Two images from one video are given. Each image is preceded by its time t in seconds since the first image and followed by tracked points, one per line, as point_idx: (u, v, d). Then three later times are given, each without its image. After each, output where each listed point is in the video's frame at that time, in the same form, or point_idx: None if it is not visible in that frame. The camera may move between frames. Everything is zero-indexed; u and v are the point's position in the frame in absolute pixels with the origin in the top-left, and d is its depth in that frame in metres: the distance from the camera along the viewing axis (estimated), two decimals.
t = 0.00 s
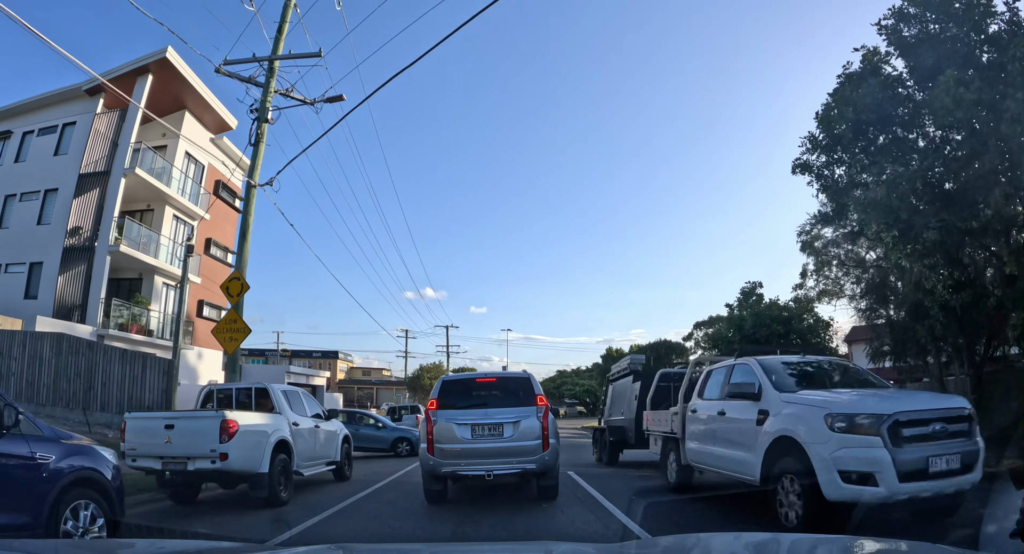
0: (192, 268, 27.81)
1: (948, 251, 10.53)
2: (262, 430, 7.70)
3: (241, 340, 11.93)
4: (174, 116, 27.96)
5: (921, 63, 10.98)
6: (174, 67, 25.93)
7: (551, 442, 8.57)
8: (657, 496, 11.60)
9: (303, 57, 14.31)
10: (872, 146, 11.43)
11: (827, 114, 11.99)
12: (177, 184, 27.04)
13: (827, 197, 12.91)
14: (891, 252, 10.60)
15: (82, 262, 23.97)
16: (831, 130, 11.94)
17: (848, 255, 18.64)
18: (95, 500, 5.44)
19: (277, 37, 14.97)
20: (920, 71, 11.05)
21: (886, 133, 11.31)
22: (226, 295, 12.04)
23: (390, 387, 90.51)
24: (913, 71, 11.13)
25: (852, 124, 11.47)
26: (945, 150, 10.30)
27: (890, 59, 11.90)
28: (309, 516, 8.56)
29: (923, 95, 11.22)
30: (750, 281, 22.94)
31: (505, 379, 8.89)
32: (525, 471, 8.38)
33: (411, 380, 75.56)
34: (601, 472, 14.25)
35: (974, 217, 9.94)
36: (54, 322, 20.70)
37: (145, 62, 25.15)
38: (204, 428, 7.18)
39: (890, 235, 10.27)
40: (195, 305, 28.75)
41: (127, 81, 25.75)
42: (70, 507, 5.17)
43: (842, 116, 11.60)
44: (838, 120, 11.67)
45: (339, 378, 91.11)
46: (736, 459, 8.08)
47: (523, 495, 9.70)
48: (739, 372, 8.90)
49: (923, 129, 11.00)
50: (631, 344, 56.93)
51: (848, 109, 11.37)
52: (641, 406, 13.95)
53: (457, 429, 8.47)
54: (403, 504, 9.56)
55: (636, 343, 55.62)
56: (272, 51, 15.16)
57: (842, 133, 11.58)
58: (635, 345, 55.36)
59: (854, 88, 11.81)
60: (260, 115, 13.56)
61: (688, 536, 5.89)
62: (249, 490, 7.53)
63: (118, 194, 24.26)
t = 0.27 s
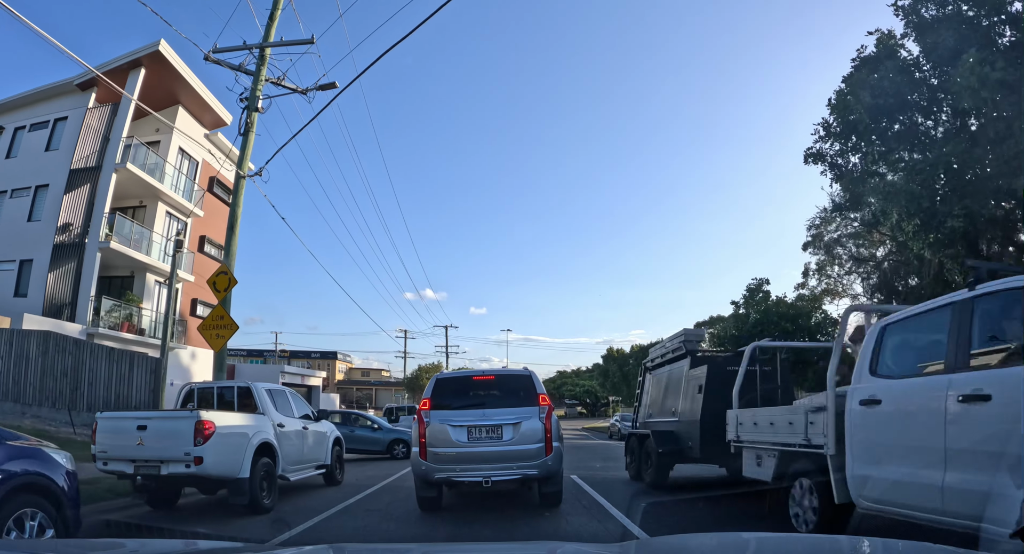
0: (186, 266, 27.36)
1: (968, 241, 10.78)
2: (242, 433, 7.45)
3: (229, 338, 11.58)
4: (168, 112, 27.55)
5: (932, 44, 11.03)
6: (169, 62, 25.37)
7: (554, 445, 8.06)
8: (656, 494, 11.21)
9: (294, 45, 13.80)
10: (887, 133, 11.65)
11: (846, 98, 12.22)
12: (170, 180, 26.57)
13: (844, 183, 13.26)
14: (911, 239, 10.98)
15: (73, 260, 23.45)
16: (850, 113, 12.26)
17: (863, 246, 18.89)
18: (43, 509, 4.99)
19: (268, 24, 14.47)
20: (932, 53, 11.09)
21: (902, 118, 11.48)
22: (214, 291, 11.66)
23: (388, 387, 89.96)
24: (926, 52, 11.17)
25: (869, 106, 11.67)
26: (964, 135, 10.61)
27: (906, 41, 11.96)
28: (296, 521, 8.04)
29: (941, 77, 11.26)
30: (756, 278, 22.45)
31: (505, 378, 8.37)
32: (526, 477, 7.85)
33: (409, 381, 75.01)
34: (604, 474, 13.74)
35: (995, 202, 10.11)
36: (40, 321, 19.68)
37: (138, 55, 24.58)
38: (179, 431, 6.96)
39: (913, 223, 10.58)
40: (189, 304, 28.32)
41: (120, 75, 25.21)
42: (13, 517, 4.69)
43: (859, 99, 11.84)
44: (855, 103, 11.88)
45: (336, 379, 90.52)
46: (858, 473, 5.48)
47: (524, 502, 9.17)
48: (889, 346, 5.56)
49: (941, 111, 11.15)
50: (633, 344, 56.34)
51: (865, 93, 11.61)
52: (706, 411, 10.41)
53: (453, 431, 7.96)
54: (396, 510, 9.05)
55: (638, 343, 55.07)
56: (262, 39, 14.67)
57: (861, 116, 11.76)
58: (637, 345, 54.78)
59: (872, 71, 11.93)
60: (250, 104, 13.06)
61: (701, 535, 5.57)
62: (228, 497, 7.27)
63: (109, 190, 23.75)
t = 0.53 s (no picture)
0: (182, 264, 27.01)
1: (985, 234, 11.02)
2: (225, 434, 7.57)
3: (218, 335, 11.27)
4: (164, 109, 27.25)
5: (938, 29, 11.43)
6: (165, 57, 24.97)
7: (557, 448, 7.68)
8: (656, 493, 10.89)
9: (289, 34, 13.43)
10: (900, 123, 12.26)
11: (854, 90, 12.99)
12: (165, 176, 26.21)
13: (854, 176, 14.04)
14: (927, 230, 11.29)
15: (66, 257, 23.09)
16: (858, 106, 13.08)
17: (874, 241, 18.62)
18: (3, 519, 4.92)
19: (263, 14, 14.12)
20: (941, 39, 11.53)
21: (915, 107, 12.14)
22: (203, 287, 11.37)
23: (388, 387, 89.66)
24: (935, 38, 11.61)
25: (880, 95, 12.28)
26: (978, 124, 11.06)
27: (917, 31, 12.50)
28: (284, 526, 7.69)
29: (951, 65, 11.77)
30: (761, 276, 22.10)
31: (504, 377, 8.00)
32: (527, 482, 7.47)
33: (409, 381, 74.64)
34: (605, 475, 13.40)
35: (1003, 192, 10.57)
36: (32, 320, 19.29)
37: (133, 50, 24.19)
38: (159, 433, 7.07)
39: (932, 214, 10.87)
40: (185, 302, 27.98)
41: (114, 71, 24.85)
42: None
43: (870, 88, 12.45)
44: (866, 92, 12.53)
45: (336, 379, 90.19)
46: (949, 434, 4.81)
47: (525, 508, 8.80)
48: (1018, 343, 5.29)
49: (954, 100, 11.70)
50: (634, 344, 55.92)
51: (878, 80, 12.22)
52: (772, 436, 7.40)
53: (449, 434, 7.58)
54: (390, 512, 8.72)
55: (639, 343, 54.65)
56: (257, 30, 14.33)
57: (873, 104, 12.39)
58: (638, 345, 54.35)
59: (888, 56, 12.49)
60: (242, 95, 12.70)
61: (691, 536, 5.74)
62: (213, 501, 7.43)
63: (102, 186, 23.37)
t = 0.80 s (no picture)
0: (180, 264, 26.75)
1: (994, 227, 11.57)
2: (213, 436, 7.35)
3: (211, 334, 11.02)
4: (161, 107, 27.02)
5: (946, 20, 11.86)
6: (161, 54, 24.72)
7: (559, 450, 7.45)
8: (657, 495, 10.66)
9: (285, 28, 13.23)
10: (907, 115, 12.77)
11: (861, 81, 13.41)
12: (162, 175, 26.00)
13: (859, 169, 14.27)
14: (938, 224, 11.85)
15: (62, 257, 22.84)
16: (865, 98, 13.50)
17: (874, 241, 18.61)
18: None
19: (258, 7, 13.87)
20: (948, 31, 11.99)
21: (923, 103, 12.63)
22: (196, 284, 11.16)
23: (388, 388, 89.45)
24: (943, 30, 12.05)
25: (889, 87, 12.79)
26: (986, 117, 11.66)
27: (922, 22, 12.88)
28: (274, 531, 7.44)
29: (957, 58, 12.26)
30: (764, 275, 21.91)
31: (504, 375, 7.76)
32: (529, 487, 7.24)
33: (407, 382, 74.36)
34: (607, 477, 13.17)
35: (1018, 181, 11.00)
36: (26, 319, 19.06)
37: (130, 47, 23.93)
38: (144, 435, 6.86)
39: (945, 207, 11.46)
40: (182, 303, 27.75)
41: (111, 68, 24.62)
42: None
43: (879, 80, 12.94)
44: (875, 84, 13.01)
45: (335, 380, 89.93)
46: None
47: (525, 512, 8.55)
48: None
49: (961, 94, 12.26)
50: (634, 344, 55.74)
51: (887, 73, 12.68)
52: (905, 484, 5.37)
53: (447, 436, 7.34)
54: (385, 516, 8.48)
55: (639, 344, 54.45)
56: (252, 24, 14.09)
57: (882, 96, 12.90)
58: (638, 345, 54.14)
59: (892, 55, 12.90)
60: (237, 89, 12.47)
61: (694, 536, 5.53)
62: (201, 505, 7.23)
63: (98, 184, 23.13)
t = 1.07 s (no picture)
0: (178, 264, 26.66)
1: (1000, 225, 11.48)
2: (206, 437, 7.23)
3: (207, 334, 10.89)
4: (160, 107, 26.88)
5: (951, 16, 11.84)
6: (160, 53, 24.63)
7: (560, 452, 7.32)
8: (658, 496, 10.54)
9: (282, 25, 13.09)
10: (912, 112, 12.68)
11: (865, 78, 13.33)
12: (160, 175, 25.88)
13: (863, 167, 14.15)
14: (941, 222, 11.76)
15: (59, 257, 22.74)
16: (868, 95, 13.43)
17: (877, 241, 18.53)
18: None
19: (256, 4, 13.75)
20: (953, 27, 11.96)
21: (928, 101, 12.59)
22: (192, 283, 11.03)
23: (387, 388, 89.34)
24: (947, 26, 12.02)
25: (894, 84, 12.71)
26: (991, 113, 11.61)
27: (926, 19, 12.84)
28: (270, 533, 7.30)
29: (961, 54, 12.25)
30: (765, 275, 21.79)
31: (503, 375, 7.65)
32: (529, 488, 7.12)
33: (407, 383, 74.21)
34: (608, 478, 13.07)
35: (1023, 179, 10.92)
36: (23, 319, 18.93)
37: (129, 46, 23.83)
38: (135, 435, 6.74)
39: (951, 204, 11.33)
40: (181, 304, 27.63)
41: (109, 67, 24.48)
42: None
43: (884, 76, 12.86)
44: (880, 80, 12.94)
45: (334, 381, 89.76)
46: None
47: (525, 515, 8.44)
48: None
49: (965, 90, 12.23)
50: (634, 345, 55.64)
51: (891, 68, 12.60)
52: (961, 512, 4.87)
53: (446, 437, 7.22)
54: (383, 518, 8.36)
55: (639, 344, 54.34)
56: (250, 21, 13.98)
57: (886, 93, 12.83)
58: (638, 346, 54.01)
59: (895, 51, 12.83)
60: (235, 87, 12.36)
61: (696, 536, 5.44)
62: (194, 507, 7.12)
63: (96, 184, 22.99)
